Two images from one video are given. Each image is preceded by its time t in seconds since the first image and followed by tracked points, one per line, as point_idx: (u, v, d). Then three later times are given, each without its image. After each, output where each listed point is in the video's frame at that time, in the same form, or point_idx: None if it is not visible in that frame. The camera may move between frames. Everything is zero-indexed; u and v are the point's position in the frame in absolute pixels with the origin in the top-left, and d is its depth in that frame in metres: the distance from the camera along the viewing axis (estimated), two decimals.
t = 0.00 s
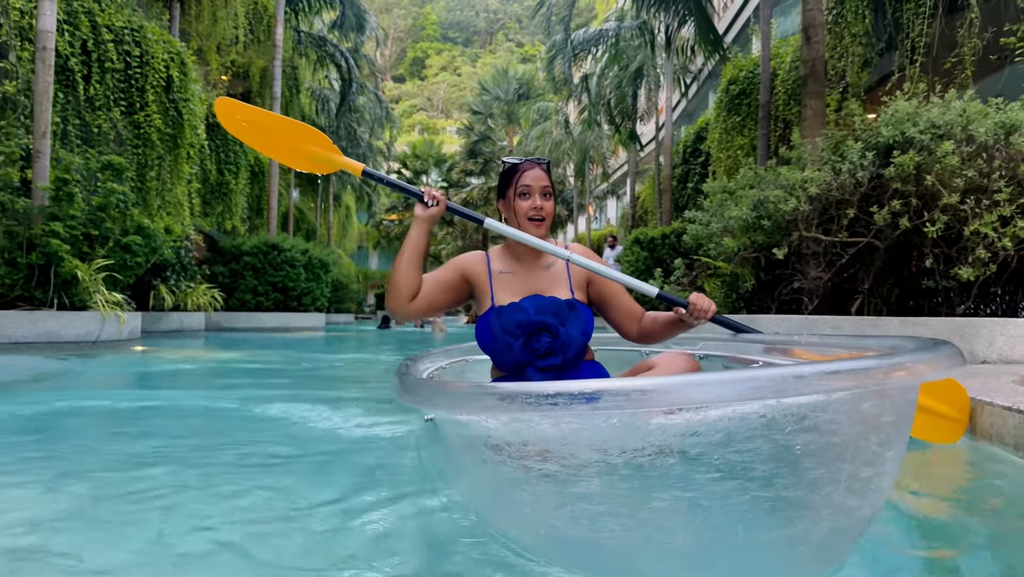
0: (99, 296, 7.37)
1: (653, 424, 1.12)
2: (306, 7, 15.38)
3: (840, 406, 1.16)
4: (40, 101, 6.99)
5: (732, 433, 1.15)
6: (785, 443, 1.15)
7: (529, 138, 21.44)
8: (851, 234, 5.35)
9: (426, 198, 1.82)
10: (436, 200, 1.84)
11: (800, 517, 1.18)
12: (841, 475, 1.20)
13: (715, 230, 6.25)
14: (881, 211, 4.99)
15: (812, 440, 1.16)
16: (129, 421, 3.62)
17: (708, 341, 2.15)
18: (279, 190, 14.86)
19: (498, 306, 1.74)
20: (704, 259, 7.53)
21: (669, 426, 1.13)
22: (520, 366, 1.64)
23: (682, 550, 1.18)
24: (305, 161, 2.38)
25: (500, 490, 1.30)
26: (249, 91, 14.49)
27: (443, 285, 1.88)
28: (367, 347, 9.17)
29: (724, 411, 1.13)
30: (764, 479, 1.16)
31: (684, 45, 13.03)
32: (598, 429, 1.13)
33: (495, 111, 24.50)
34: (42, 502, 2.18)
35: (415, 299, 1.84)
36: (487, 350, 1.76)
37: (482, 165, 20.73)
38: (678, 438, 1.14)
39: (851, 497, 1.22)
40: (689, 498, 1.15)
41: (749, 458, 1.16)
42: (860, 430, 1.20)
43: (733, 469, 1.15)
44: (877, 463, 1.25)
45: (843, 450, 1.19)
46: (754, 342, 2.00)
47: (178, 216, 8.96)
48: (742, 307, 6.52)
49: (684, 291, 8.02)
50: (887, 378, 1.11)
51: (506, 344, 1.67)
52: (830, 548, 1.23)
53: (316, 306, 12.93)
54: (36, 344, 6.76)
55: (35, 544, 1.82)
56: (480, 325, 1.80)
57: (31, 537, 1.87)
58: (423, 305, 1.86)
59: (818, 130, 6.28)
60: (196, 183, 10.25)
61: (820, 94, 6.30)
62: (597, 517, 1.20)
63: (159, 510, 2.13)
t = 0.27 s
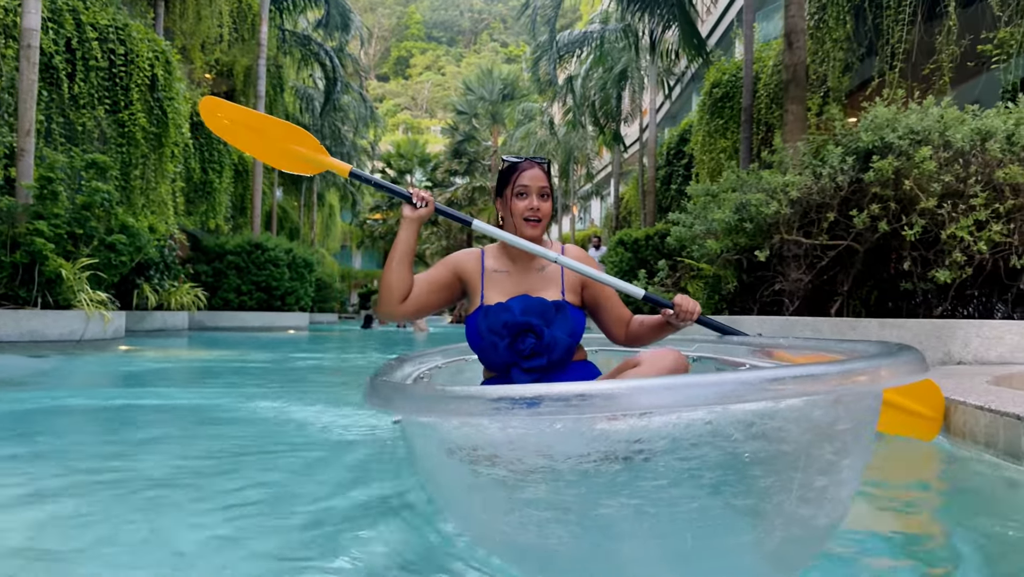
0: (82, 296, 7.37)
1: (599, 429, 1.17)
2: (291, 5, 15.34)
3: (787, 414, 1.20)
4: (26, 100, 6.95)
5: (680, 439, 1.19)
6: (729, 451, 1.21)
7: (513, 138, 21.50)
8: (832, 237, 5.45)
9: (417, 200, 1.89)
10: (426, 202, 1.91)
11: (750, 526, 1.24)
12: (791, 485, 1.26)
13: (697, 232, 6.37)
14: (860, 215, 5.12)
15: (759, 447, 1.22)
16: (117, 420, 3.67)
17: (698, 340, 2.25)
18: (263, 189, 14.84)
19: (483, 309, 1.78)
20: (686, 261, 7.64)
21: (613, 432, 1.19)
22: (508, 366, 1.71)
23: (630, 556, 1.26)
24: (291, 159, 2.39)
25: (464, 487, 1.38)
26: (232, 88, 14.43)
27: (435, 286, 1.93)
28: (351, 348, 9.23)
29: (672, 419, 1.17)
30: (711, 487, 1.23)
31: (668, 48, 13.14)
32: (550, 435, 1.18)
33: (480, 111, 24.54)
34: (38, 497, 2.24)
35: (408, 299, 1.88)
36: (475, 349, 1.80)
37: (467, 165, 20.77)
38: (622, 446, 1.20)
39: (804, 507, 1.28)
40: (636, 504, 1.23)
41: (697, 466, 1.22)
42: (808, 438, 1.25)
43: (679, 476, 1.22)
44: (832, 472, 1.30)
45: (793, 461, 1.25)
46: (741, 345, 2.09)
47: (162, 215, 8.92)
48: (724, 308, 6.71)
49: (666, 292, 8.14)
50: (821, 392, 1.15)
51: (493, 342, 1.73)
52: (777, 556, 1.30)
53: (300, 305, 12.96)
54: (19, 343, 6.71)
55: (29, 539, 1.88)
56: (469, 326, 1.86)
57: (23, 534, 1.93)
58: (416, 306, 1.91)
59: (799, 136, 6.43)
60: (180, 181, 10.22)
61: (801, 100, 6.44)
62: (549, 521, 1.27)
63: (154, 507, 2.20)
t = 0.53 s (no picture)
0: (78, 296, 7.41)
1: (475, 432, 1.07)
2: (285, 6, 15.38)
3: (676, 414, 1.10)
4: (21, 101, 6.97)
5: (560, 445, 1.08)
6: (614, 451, 1.09)
7: (506, 139, 21.56)
8: (822, 238, 5.56)
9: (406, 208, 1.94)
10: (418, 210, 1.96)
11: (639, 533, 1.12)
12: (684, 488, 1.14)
13: (689, 233, 6.46)
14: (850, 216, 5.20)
15: (645, 450, 1.10)
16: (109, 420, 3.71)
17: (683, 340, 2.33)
18: (257, 190, 14.90)
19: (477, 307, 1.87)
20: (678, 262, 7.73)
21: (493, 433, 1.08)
22: (498, 365, 1.78)
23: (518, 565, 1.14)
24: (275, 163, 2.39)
25: (370, 492, 1.29)
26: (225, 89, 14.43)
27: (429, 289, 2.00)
28: (344, 347, 9.27)
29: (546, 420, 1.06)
30: (596, 492, 1.10)
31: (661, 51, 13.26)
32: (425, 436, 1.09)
33: (473, 112, 24.59)
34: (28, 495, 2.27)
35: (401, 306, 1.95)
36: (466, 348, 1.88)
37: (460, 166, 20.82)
38: (505, 447, 1.08)
39: (702, 514, 1.16)
40: (522, 509, 1.11)
41: (579, 470, 1.10)
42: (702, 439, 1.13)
43: (564, 479, 1.10)
44: (730, 475, 1.18)
45: (684, 462, 1.13)
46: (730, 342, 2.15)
47: (156, 216, 8.94)
48: (716, 307, 6.79)
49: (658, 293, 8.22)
50: (715, 387, 1.02)
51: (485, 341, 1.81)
52: (678, 567, 1.16)
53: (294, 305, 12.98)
54: (14, 344, 6.69)
55: None
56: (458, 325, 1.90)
57: None
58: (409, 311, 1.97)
59: (790, 138, 6.54)
60: (173, 182, 10.23)
61: (792, 102, 6.54)
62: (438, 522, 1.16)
63: (142, 506, 2.23)
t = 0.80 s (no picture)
0: (86, 299, 7.53)
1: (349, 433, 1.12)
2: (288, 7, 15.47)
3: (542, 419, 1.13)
4: (28, 106, 7.04)
5: (428, 445, 1.12)
6: (480, 452, 1.12)
7: (508, 139, 21.64)
8: (822, 237, 5.64)
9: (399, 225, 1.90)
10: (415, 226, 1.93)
11: (513, 532, 1.15)
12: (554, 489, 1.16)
13: (691, 232, 6.54)
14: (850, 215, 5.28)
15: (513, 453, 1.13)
16: (116, 419, 3.80)
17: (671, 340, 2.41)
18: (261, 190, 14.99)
19: (470, 309, 1.92)
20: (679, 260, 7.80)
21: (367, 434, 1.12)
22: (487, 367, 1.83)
23: (402, 562, 1.18)
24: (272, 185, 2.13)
25: (276, 489, 1.34)
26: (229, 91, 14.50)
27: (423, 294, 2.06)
28: (347, 348, 9.36)
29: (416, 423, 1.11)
30: (466, 491, 1.13)
31: (662, 51, 13.33)
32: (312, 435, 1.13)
33: (476, 112, 24.67)
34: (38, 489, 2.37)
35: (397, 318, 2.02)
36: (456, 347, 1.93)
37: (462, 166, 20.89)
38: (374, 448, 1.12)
39: (576, 514, 1.19)
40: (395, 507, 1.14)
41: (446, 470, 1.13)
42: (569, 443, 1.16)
43: (435, 478, 1.13)
44: (605, 477, 1.21)
45: (553, 464, 1.16)
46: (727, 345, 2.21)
47: (162, 218, 9.04)
48: (718, 306, 6.83)
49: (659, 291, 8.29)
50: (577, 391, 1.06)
51: (475, 343, 1.87)
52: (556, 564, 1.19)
53: (297, 306, 13.07)
54: (25, 345, 6.91)
55: None
56: (450, 324, 1.95)
57: None
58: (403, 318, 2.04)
59: (791, 137, 6.61)
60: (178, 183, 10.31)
61: (792, 103, 6.62)
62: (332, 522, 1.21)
63: (132, 500, 2.31)
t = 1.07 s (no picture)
0: (110, 300, 7.70)
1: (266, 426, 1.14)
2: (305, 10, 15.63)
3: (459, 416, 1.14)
4: (54, 112, 7.19)
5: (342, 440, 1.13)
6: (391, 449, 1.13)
7: (523, 138, 21.72)
8: (837, 234, 5.75)
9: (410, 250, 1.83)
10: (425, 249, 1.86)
11: (428, 530, 1.14)
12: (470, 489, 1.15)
13: (707, 230, 6.61)
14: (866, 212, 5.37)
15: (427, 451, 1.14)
16: (133, 417, 3.90)
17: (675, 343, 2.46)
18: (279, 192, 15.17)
19: (477, 309, 1.91)
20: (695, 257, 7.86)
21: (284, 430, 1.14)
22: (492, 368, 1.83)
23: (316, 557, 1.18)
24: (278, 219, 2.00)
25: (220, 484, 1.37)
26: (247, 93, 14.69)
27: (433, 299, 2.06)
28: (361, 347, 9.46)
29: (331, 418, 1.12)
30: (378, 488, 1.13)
31: (678, 48, 13.38)
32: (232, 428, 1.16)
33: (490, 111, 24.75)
34: (57, 485, 2.46)
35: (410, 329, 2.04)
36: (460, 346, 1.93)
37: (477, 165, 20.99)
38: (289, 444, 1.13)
39: (492, 515, 1.18)
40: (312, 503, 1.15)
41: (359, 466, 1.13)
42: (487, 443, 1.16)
43: (350, 476, 1.13)
44: (525, 481, 1.19)
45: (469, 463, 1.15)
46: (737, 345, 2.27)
47: (182, 221, 9.18)
48: (734, 303, 6.89)
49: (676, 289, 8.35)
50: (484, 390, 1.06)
51: (481, 344, 1.85)
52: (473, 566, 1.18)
53: (315, 306, 13.20)
54: (53, 346, 7.06)
55: None
56: (456, 322, 1.94)
57: None
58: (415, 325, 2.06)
59: (805, 135, 6.66)
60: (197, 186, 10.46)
61: (806, 100, 6.67)
62: (250, 514, 1.22)
63: (133, 497, 2.37)
